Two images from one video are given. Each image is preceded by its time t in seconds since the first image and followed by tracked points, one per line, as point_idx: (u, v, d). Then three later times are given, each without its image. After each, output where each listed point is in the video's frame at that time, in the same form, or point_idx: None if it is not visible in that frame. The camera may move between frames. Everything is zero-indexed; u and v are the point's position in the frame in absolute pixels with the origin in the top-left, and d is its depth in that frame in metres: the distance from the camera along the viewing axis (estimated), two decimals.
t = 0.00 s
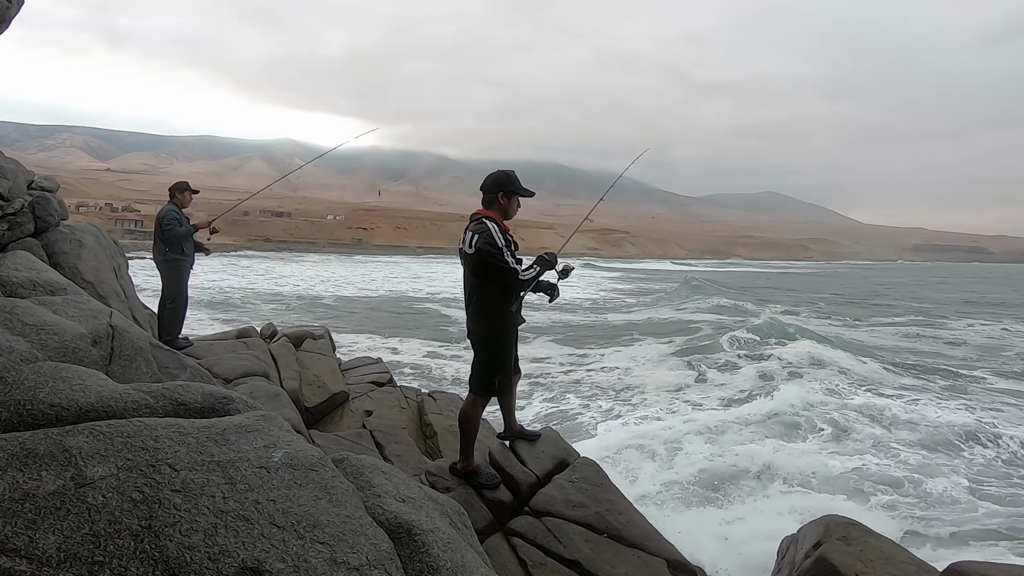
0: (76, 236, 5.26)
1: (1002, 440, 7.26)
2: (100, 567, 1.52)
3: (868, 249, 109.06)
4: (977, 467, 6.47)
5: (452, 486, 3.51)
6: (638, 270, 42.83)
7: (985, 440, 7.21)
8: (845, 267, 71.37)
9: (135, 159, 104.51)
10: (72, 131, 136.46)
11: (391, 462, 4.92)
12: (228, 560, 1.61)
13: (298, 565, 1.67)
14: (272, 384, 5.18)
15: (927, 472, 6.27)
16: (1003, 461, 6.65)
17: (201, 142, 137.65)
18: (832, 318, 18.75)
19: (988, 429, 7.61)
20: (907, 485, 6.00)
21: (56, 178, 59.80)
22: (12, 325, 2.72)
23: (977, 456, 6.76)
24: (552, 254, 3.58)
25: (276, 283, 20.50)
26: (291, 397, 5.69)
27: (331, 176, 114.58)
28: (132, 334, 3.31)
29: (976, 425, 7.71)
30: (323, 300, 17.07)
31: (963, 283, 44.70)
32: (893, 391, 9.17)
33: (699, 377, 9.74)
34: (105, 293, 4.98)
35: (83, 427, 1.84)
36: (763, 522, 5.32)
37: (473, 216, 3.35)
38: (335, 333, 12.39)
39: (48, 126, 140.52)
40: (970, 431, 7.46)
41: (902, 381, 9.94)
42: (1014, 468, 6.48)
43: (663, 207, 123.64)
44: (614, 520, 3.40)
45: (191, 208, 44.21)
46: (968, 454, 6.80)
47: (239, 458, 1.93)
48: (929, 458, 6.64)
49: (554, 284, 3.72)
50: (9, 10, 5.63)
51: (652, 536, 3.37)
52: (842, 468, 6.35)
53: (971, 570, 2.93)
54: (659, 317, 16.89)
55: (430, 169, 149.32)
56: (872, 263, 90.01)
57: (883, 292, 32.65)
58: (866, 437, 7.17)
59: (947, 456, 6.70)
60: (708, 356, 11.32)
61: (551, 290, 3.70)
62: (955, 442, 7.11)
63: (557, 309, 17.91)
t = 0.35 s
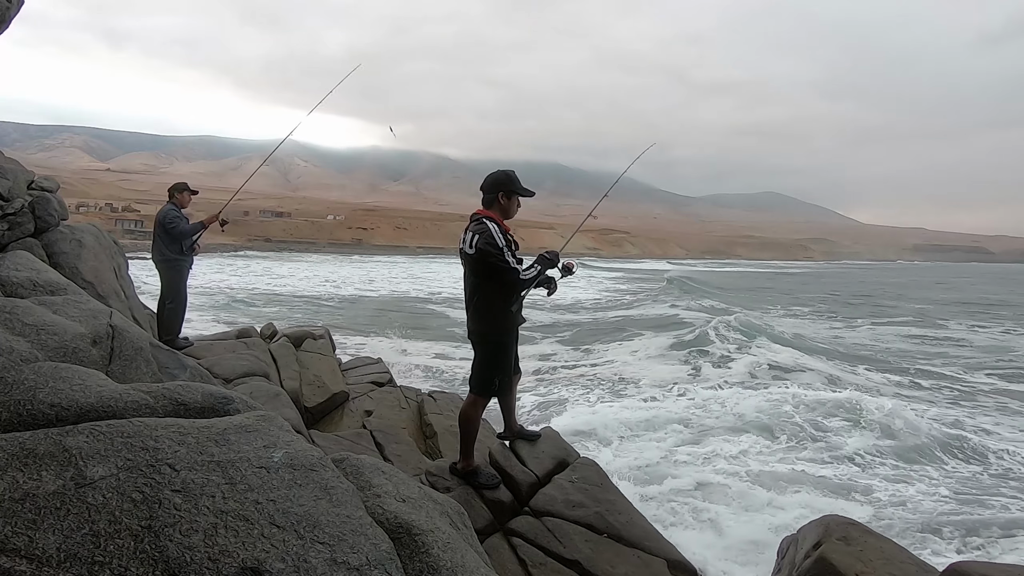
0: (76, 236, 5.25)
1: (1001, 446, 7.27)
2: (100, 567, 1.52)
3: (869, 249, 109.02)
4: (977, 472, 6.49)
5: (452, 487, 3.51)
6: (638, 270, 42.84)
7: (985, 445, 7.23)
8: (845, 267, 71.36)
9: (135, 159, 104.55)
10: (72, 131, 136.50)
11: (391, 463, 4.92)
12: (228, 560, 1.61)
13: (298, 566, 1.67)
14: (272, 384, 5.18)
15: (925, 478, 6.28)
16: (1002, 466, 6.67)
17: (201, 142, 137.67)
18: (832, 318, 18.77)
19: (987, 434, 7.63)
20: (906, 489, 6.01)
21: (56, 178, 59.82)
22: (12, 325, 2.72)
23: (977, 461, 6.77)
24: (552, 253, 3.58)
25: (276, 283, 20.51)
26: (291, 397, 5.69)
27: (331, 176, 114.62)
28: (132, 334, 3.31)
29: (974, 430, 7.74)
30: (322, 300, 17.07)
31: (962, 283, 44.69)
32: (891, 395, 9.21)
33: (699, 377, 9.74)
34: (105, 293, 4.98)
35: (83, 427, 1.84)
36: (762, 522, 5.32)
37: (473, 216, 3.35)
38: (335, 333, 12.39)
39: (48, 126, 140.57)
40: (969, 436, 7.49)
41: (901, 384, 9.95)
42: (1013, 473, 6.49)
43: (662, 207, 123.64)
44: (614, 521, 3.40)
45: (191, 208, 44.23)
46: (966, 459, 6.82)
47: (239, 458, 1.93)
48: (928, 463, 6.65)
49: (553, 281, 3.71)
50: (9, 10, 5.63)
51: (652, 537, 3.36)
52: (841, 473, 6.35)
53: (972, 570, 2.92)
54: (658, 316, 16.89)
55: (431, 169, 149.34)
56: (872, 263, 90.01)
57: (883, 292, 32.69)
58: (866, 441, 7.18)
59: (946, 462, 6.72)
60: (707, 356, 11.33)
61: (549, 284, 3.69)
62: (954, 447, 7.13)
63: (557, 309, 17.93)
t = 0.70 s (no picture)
0: (76, 236, 5.25)
1: (1001, 448, 7.28)
2: (100, 567, 1.52)
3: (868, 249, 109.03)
4: (977, 473, 6.49)
5: (452, 486, 3.51)
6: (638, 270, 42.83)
7: (984, 448, 7.24)
8: (845, 267, 71.37)
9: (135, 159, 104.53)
10: (72, 131, 136.44)
11: (391, 462, 4.92)
12: (228, 560, 1.61)
13: (299, 565, 1.67)
14: (272, 384, 5.18)
15: (925, 478, 6.29)
16: (1002, 468, 6.67)
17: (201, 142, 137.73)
18: (831, 319, 18.77)
19: (986, 437, 7.64)
20: (906, 489, 6.03)
21: (57, 178, 59.81)
22: (12, 325, 2.72)
23: (977, 464, 6.75)
24: (553, 252, 3.58)
25: (276, 283, 20.50)
26: (291, 396, 5.69)
27: (331, 176, 114.61)
28: (132, 334, 3.31)
29: (973, 433, 7.75)
30: (322, 300, 17.07)
31: (962, 284, 44.73)
32: (889, 397, 9.22)
33: (698, 377, 9.73)
34: (105, 293, 4.97)
35: (83, 427, 1.84)
36: (763, 522, 5.32)
37: (473, 216, 3.34)
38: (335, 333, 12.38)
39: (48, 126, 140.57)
40: (968, 439, 7.50)
41: (901, 385, 9.95)
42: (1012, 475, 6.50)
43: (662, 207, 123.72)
44: (614, 520, 3.40)
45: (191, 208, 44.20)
46: (966, 460, 6.82)
47: (239, 458, 1.93)
48: (927, 463, 6.65)
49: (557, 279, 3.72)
50: (9, 10, 5.63)
51: (652, 536, 3.36)
52: (840, 474, 6.35)
53: (972, 570, 2.92)
54: (658, 315, 16.89)
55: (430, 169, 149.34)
56: (872, 263, 90.02)
57: (882, 292, 32.70)
58: (866, 442, 7.19)
59: (945, 461, 6.73)
60: (706, 357, 11.34)
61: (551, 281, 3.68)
62: (953, 448, 7.13)
63: (557, 309, 17.93)
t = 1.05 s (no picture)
0: (77, 236, 5.25)
1: (1001, 449, 7.27)
2: (100, 567, 1.52)
3: (868, 249, 108.96)
4: (977, 473, 6.50)
5: (452, 487, 3.51)
6: (638, 270, 42.80)
7: (984, 449, 7.26)
8: (845, 267, 71.35)
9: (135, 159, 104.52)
10: (72, 130, 136.43)
11: (391, 462, 4.92)
12: (228, 560, 1.61)
13: (298, 565, 1.67)
14: (272, 384, 5.18)
15: (925, 479, 6.28)
16: (1002, 468, 6.68)
17: (200, 142, 137.76)
18: (832, 319, 18.74)
19: (987, 438, 7.65)
20: (905, 488, 6.04)
21: (57, 178, 59.79)
22: (12, 325, 2.72)
23: (977, 465, 6.73)
24: (553, 252, 3.57)
25: (276, 283, 20.49)
26: (291, 397, 5.69)
27: (331, 176, 114.59)
28: (133, 334, 3.31)
29: (973, 434, 7.76)
30: (322, 300, 17.07)
31: (961, 284, 44.73)
32: (889, 399, 9.23)
33: (697, 379, 9.74)
34: (105, 293, 4.97)
35: (83, 427, 1.84)
36: (763, 523, 5.32)
37: (473, 216, 3.34)
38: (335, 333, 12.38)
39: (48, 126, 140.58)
40: (968, 440, 7.51)
41: (900, 386, 9.96)
42: (1013, 475, 6.51)
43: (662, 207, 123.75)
44: (614, 520, 3.40)
45: (191, 208, 44.19)
46: (966, 461, 6.84)
47: (239, 458, 1.93)
48: (928, 465, 6.67)
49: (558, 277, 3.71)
50: (9, 10, 5.63)
51: (652, 536, 3.36)
52: (841, 475, 6.34)
53: (973, 569, 2.92)
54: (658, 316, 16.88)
55: (430, 169, 149.32)
56: (872, 263, 90.00)
57: (882, 292, 32.72)
58: (866, 445, 7.21)
59: (945, 463, 6.75)
60: (706, 358, 11.34)
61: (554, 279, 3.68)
62: (954, 450, 7.15)
63: (557, 309, 17.92)
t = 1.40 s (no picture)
0: (77, 236, 5.25)
1: (1001, 448, 7.27)
2: (100, 567, 1.52)
3: (868, 249, 108.98)
4: (977, 472, 6.50)
5: (452, 486, 3.51)
6: (637, 270, 42.81)
7: (986, 449, 7.25)
8: (844, 267, 71.38)
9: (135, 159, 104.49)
10: (72, 130, 136.44)
11: (391, 463, 4.92)
12: (228, 559, 1.61)
13: (298, 565, 1.67)
14: (272, 384, 5.18)
15: (925, 479, 6.28)
16: (1002, 466, 6.69)
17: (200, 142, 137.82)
18: (831, 320, 18.75)
19: (987, 437, 7.65)
20: (905, 489, 6.03)
21: (57, 178, 59.80)
22: (12, 325, 2.72)
23: (977, 464, 6.74)
24: (553, 253, 3.57)
25: (276, 283, 20.50)
26: (291, 397, 5.69)
27: (331, 176, 114.61)
28: (132, 334, 3.30)
29: (975, 434, 7.75)
30: (322, 300, 17.05)
31: (960, 283, 44.77)
32: (890, 400, 9.22)
33: (698, 382, 9.76)
34: (105, 293, 4.98)
35: (83, 427, 1.84)
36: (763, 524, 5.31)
37: (473, 216, 3.35)
38: (334, 333, 12.39)
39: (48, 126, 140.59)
40: (968, 440, 7.51)
41: (900, 387, 9.97)
42: (1014, 474, 6.51)
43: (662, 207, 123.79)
44: (614, 521, 3.40)
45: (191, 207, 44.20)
46: (967, 461, 6.83)
47: (239, 458, 1.93)
48: (929, 465, 6.66)
49: (559, 279, 3.71)
50: (9, 9, 5.62)
51: (652, 536, 3.36)
52: (841, 476, 6.35)
53: (972, 569, 2.92)
54: (658, 316, 16.88)
55: (430, 169, 149.36)
56: (872, 263, 90.02)
57: (882, 292, 32.73)
58: (866, 446, 7.21)
59: (947, 463, 6.74)
60: (706, 361, 11.37)
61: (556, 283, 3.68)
62: (955, 450, 7.15)
63: (557, 309, 17.93)
